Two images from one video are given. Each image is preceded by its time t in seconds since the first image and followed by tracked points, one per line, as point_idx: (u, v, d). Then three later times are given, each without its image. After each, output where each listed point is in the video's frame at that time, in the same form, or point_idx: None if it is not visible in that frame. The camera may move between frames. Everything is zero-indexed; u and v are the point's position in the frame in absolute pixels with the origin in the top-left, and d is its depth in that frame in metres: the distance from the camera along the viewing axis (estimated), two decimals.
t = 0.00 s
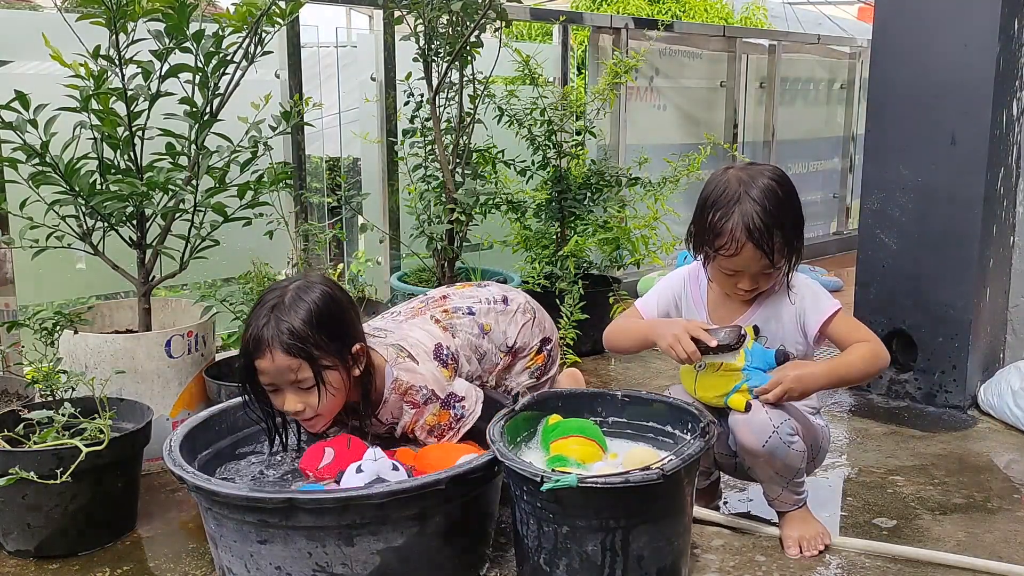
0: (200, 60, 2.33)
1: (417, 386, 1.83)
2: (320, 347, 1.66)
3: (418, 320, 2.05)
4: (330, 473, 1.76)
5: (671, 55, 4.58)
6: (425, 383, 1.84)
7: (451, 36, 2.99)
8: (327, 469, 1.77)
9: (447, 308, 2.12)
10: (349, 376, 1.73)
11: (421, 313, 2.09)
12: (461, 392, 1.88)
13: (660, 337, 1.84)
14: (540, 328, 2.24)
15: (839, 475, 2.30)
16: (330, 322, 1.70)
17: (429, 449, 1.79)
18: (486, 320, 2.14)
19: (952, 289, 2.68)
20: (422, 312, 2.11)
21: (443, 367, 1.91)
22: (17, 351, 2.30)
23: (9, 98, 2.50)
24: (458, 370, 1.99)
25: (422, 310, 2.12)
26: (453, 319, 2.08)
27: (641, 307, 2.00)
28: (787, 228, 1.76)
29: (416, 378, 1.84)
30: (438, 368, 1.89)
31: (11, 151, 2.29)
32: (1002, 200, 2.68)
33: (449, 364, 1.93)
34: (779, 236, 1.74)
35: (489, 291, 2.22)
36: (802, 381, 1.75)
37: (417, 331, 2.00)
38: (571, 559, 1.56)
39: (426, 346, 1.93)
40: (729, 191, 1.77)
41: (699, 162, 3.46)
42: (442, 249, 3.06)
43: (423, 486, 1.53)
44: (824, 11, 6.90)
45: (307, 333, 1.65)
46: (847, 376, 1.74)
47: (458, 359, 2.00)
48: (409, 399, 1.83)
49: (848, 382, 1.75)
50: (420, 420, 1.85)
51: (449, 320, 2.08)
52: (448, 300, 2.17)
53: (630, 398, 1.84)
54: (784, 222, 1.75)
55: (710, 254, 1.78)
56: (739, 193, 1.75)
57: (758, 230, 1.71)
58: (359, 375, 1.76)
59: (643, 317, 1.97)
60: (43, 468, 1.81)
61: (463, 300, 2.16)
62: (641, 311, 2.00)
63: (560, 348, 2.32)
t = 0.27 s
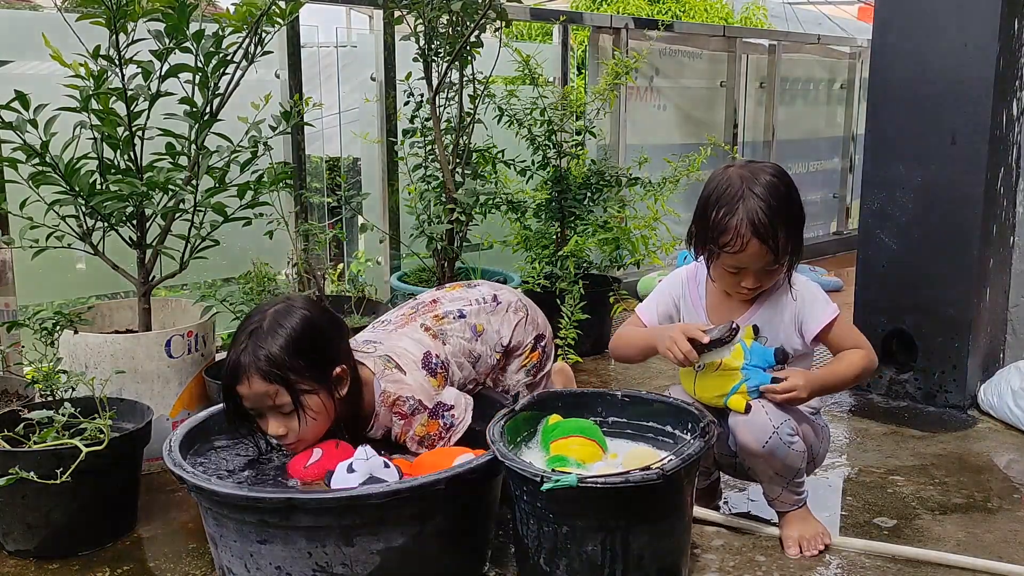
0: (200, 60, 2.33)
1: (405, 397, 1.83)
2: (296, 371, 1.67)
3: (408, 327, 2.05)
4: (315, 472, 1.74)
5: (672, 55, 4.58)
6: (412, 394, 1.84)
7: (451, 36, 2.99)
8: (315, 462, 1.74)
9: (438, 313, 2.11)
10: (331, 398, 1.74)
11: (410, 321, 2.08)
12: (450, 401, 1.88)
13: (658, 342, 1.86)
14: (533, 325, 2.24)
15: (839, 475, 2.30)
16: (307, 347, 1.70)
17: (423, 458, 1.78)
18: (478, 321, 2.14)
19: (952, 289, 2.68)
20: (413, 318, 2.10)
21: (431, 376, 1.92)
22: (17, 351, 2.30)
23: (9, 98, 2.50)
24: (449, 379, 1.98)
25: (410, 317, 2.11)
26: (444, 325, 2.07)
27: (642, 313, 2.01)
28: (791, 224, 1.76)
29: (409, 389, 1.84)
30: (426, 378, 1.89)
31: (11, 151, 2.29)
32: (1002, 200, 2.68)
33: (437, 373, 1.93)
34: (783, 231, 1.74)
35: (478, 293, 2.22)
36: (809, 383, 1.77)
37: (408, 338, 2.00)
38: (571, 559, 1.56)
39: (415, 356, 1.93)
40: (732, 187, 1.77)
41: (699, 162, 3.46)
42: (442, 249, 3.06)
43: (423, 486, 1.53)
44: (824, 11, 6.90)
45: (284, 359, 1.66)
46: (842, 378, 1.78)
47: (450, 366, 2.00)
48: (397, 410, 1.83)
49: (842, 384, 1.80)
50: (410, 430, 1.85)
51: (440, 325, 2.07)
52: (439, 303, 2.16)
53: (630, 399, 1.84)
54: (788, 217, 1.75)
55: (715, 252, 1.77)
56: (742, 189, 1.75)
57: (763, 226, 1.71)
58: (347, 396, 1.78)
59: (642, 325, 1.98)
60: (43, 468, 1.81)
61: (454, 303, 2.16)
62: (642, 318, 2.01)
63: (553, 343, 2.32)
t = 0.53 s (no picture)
0: (200, 60, 2.33)
1: (401, 396, 1.83)
2: (289, 371, 1.67)
3: (407, 326, 2.04)
4: (305, 476, 1.77)
5: (672, 55, 4.58)
6: (408, 393, 1.83)
7: (451, 36, 2.99)
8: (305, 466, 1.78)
9: (437, 312, 2.11)
10: (325, 399, 1.74)
11: (410, 320, 2.08)
12: (447, 401, 1.87)
13: (682, 340, 1.82)
14: (530, 324, 2.25)
15: (839, 475, 2.30)
16: (301, 347, 1.70)
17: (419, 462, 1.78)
18: (478, 319, 2.14)
19: (952, 289, 2.69)
20: (413, 317, 2.10)
21: (429, 375, 1.91)
22: (17, 351, 2.30)
23: (9, 98, 2.50)
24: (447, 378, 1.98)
25: (410, 316, 2.11)
26: (444, 324, 2.07)
27: (647, 313, 2.00)
28: (794, 218, 1.76)
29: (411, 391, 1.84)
30: (422, 377, 1.89)
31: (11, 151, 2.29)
32: (1002, 199, 2.68)
33: (435, 372, 1.92)
34: (787, 225, 1.74)
35: (477, 291, 2.23)
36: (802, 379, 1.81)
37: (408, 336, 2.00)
38: (571, 559, 1.56)
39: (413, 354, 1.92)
40: (736, 180, 1.77)
41: (700, 162, 3.46)
42: (442, 249, 3.06)
43: (423, 486, 1.53)
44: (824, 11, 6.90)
45: (277, 359, 1.67)
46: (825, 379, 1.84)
47: (449, 365, 1.99)
48: (393, 409, 1.82)
49: (824, 386, 1.85)
50: (407, 428, 1.84)
51: (440, 325, 2.07)
52: (438, 302, 2.16)
53: (630, 399, 1.84)
54: (792, 212, 1.76)
55: (718, 245, 1.77)
56: (747, 182, 1.75)
57: (768, 217, 1.71)
58: (342, 396, 1.77)
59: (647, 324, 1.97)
60: (43, 468, 1.81)
61: (453, 302, 2.16)
62: (647, 317, 1.99)
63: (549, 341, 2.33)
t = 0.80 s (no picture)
0: (200, 60, 2.33)
1: (402, 401, 1.82)
2: (290, 374, 1.68)
3: (410, 328, 2.03)
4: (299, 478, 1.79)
5: (672, 55, 4.58)
6: (410, 399, 1.82)
7: (451, 36, 2.99)
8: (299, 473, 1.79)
9: (440, 315, 2.10)
10: (324, 402, 1.75)
11: (413, 322, 2.07)
12: (448, 409, 1.87)
13: (686, 351, 1.81)
14: (532, 324, 2.25)
15: (838, 475, 2.30)
16: (304, 349, 1.70)
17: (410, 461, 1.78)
18: (480, 321, 2.13)
19: (952, 289, 2.69)
20: (415, 319, 2.09)
21: (432, 380, 1.90)
22: (16, 351, 2.30)
23: (9, 98, 2.50)
24: (450, 382, 1.97)
25: (412, 318, 2.10)
26: (447, 327, 2.06)
27: (648, 317, 1.99)
28: (797, 221, 1.77)
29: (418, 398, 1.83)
30: (425, 382, 1.87)
31: (11, 151, 2.29)
32: (1002, 199, 2.68)
33: (438, 377, 1.91)
34: (791, 227, 1.74)
35: (478, 292, 2.22)
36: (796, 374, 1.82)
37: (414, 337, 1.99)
38: (571, 559, 1.56)
39: (417, 357, 1.92)
40: (741, 181, 1.77)
41: (699, 162, 3.46)
42: (441, 249, 3.06)
43: (422, 486, 1.53)
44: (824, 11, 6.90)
45: (279, 361, 1.67)
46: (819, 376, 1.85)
47: (452, 369, 1.99)
48: (394, 414, 1.82)
49: (819, 384, 1.86)
50: (405, 434, 1.84)
51: (443, 327, 2.06)
52: (440, 304, 2.16)
53: (630, 399, 1.84)
54: (795, 214, 1.76)
55: (722, 245, 1.77)
56: (752, 183, 1.75)
57: (772, 219, 1.71)
58: (342, 400, 1.77)
59: (650, 331, 1.97)
60: (43, 468, 1.81)
61: (455, 304, 2.15)
62: (649, 322, 1.99)
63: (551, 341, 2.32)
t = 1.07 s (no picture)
0: (200, 60, 2.33)
1: (406, 413, 1.82)
2: (291, 381, 1.66)
3: (411, 335, 2.03)
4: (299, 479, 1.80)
5: (671, 55, 4.58)
6: (414, 411, 1.83)
7: (451, 36, 2.98)
8: (297, 476, 1.80)
9: (440, 320, 2.09)
10: (325, 411, 1.74)
11: (413, 328, 2.06)
12: (450, 419, 1.88)
13: (684, 349, 1.81)
14: (532, 324, 2.25)
15: (838, 475, 2.30)
16: (307, 355, 1.69)
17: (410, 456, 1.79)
18: (480, 326, 2.13)
19: (952, 289, 2.69)
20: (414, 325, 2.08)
21: (434, 391, 1.90)
22: (17, 351, 2.30)
23: (9, 99, 2.50)
24: (451, 390, 1.98)
25: (410, 326, 2.09)
26: (448, 333, 2.06)
27: (648, 318, 1.99)
28: (797, 225, 1.76)
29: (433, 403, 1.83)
30: (428, 393, 1.87)
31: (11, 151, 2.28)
32: (1002, 199, 2.68)
33: (440, 387, 1.91)
34: (791, 231, 1.74)
35: (478, 294, 2.22)
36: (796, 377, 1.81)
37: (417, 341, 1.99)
38: (571, 559, 1.56)
39: (419, 367, 1.91)
40: (742, 184, 1.77)
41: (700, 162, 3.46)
42: (441, 249, 3.05)
43: (422, 486, 1.53)
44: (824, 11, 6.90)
45: (280, 367, 1.65)
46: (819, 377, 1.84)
47: (453, 377, 1.99)
48: (398, 425, 1.83)
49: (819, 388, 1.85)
50: (408, 443, 1.85)
51: (444, 334, 2.05)
52: (440, 308, 2.15)
53: (630, 399, 1.84)
54: (795, 219, 1.75)
55: (720, 248, 1.77)
56: (753, 187, 1.75)
57: (771, 224, 1.71)
58: (343, 408, 1.76)
59: (650, 330, 1.96)
60: (43, 468, 1.81)
61: (455, 307, 2.15)
62: (648, 322, 1.99)
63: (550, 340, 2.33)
